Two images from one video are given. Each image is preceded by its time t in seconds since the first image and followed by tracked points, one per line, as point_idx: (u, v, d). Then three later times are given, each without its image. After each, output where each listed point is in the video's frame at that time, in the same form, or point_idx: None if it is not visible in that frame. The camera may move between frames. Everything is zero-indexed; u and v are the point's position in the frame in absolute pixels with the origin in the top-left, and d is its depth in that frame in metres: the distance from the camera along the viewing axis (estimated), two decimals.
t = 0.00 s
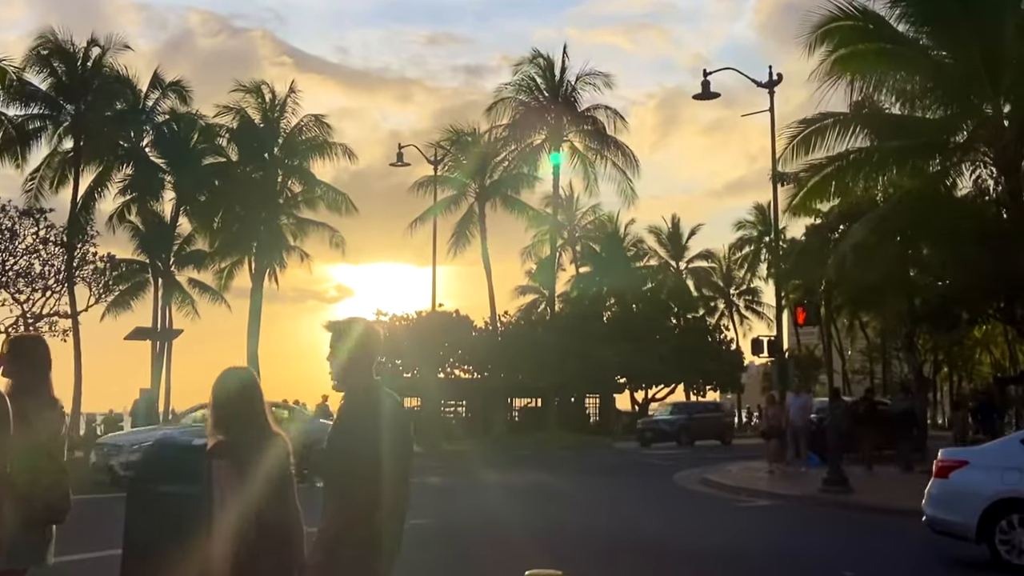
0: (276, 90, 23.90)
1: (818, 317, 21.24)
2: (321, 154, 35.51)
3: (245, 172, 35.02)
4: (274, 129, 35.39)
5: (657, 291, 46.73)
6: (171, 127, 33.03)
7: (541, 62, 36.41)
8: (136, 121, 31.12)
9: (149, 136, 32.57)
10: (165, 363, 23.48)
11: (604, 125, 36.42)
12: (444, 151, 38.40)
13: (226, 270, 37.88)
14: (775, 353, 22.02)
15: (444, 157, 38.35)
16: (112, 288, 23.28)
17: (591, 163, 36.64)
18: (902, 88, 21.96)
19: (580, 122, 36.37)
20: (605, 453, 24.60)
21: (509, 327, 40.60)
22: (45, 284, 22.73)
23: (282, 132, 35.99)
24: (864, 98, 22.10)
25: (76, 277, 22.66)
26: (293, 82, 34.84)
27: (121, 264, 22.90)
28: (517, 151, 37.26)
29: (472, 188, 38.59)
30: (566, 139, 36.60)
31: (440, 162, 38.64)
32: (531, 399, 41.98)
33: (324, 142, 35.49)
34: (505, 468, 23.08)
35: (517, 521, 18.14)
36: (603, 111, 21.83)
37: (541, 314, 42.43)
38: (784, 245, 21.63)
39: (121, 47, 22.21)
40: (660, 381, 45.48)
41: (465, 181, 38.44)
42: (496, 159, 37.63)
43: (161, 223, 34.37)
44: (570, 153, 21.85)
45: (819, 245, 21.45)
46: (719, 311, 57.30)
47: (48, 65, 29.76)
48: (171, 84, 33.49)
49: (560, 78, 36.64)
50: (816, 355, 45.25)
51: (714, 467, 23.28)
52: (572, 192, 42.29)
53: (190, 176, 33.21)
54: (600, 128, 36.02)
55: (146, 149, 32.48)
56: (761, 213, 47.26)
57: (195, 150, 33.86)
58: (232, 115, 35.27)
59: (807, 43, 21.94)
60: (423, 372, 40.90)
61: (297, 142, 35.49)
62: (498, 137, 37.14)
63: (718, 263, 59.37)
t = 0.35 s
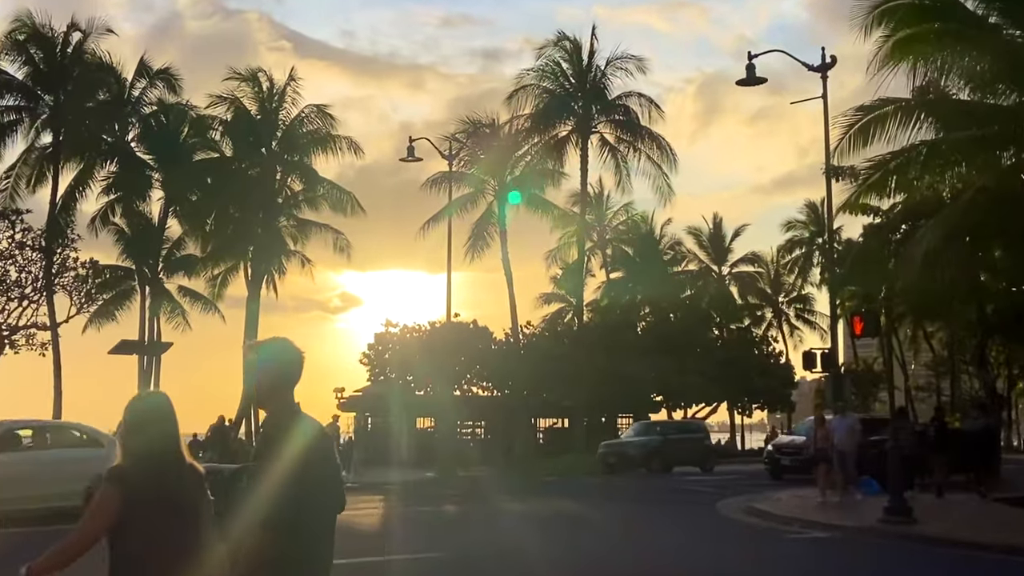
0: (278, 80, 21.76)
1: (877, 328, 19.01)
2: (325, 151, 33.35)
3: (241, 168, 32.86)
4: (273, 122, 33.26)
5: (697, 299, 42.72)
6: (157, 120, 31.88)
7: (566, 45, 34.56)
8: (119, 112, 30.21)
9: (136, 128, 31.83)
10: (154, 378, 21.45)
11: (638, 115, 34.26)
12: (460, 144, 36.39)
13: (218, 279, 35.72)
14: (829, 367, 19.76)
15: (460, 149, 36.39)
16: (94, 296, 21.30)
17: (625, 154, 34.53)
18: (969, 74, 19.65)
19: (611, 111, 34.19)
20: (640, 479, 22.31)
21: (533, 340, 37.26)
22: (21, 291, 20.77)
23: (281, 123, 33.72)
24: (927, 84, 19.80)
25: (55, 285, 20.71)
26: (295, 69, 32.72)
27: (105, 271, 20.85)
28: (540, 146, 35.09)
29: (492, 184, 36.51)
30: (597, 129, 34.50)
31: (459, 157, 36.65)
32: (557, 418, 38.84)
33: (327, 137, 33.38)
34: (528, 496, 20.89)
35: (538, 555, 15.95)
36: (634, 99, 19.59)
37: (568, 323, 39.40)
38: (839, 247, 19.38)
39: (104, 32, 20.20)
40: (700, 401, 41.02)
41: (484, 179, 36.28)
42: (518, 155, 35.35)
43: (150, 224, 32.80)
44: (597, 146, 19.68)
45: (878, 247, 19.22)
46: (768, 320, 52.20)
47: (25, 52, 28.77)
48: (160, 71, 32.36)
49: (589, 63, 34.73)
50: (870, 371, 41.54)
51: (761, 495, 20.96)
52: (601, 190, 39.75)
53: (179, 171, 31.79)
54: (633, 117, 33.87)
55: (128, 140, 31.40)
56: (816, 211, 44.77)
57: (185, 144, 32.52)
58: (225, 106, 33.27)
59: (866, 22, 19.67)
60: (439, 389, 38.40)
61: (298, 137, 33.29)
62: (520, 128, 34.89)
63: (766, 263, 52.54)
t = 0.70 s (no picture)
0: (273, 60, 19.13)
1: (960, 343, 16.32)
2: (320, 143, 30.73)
3: (225, 162, 30.41)
4: (262, 110, 30.60)
5: (754, 310, 38.53)
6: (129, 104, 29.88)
7: (597, 20, 31.75)
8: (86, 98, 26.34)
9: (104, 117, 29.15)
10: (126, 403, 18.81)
11: (681, 99, 31.38)
12: (477, 132, 33.84)
13: (199, 288, 33.01)
14: (904, 389, 17.18)
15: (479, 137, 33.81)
16: (57, 308, 18.66)
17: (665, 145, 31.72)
18: None
19: (650, 94, 31.28)
20: (684, 519, 19.58)
21: (564, 357, 33.95)
22: None
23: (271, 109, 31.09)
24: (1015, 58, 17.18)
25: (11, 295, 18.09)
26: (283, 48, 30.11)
27: (68, 279, 18.25)
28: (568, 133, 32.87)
29: (513, 178, 33.84)
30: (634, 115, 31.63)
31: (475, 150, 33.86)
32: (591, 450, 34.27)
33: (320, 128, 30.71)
34: (557, 537, 18.27)
35: None
36: (679, 79, 17.05)
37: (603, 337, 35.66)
38: (913, 248, 16.84)
39: (68, 5, 17.65)
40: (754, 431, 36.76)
41: (503, 175, 33.65)
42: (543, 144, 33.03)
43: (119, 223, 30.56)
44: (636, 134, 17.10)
45: (961, 250, 16.60)
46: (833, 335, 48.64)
47: None
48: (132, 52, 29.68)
49: (624, 39, 31.77)
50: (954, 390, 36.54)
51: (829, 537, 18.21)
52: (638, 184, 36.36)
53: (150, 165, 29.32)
54: (675, 102, 31.00)
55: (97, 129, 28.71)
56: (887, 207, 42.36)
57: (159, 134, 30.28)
58: (206, 91, 30.67)
59: None
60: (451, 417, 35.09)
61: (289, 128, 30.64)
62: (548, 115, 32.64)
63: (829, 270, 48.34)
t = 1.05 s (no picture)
0: (277, 58, 17.99)
1: (1019, 359, 15.04)
2: (326, 143, 29.60)
3: (224, 165, 29.07)
4: (264, 110, 29.48)
5: (793, 324, 37.16)
6: (121, 105, 27.81)
7: (620, 15, 30.48)
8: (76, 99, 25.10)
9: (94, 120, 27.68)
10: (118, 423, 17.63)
11: (715, 95, 29.96)
12: (495, 132, 32.52)
13: (197, 301, 31.82)
14: (957, 408, 15.97)
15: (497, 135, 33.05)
16: (44, 323, 17.52)
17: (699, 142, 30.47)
18: None
19: (681, 90, 29.83)
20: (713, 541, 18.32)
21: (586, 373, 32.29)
22: None
23: (273, 109, 30.00)
24: None
25: None
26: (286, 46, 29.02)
27: (57, 292, 17.07)
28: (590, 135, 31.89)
29: (533, 181, 32.98)
30: (664, 113, 30.30)
31: (492, 152, 32.72)
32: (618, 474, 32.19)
33: (327, 129, 29.60)
34: (585, 568, 17.05)
35: None
36: (712, 75, 15.88)
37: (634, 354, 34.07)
38: (968, 255, 15.63)
39: None
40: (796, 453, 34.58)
41: (522, 178, 32.86)
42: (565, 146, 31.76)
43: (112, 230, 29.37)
44: (665, 132, 16.00)
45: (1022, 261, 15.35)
46: (878, 350, 47.39)
47: None
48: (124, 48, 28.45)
49: (652, 31, 30.37)
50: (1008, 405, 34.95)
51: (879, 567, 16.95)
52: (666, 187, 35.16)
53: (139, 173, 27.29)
54: (707, 101, 29.60)
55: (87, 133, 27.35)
56: (939, 211, 41.01)
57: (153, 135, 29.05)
58: (204, 90, 29.51)
59: None
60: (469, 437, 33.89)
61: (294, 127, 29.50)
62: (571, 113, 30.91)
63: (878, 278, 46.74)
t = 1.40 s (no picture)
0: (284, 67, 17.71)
1: None
2: (332, 151, 29.27)
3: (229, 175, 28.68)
4: (270, 118, 29.22)
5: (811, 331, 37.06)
6: (125, 115, 27.76)
7: (631, 22, 30.14)
8: (79, 110, 24.79)
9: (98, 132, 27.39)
10: (121, 439, 17.31)
11: (729, 102, 29.45)
12: (505, 140, 32.88)
13: (202, 314, 31.57)
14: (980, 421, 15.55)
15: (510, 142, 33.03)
16: (46, 336, 17.22)
17: (711, 149, 30.11)
18: None
19: (695, 97, 29.40)
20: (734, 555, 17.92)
21: (602, 389, 31.12)
22: None
23: (279, 118, 29.80)
24: None
25: None
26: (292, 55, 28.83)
27: (59, 305, 16.72)
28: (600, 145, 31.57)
29: (545, 190, 32.92)
30: (678, 120, 29.95)
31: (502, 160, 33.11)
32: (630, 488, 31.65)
33: (333, 136, 29.31)
34: None
35: None
36: (726, 81, 15.53)
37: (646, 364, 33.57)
38: (991, 264, 15.26)
39: (58, 6, 16.27)
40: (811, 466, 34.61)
41: (533, 188, 32.72)
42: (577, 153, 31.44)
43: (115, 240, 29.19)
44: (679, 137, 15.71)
45: None
46: (901, 361, 47.08)
47: None
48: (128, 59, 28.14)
49: (665, 37, 29.90)
50: None
51: None
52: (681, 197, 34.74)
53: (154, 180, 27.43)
54: (721, 108, 29.18)
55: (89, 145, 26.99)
56: (959, 219, 40.58)
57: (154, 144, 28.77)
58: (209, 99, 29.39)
59: None
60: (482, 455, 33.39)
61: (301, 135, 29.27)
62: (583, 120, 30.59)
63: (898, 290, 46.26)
